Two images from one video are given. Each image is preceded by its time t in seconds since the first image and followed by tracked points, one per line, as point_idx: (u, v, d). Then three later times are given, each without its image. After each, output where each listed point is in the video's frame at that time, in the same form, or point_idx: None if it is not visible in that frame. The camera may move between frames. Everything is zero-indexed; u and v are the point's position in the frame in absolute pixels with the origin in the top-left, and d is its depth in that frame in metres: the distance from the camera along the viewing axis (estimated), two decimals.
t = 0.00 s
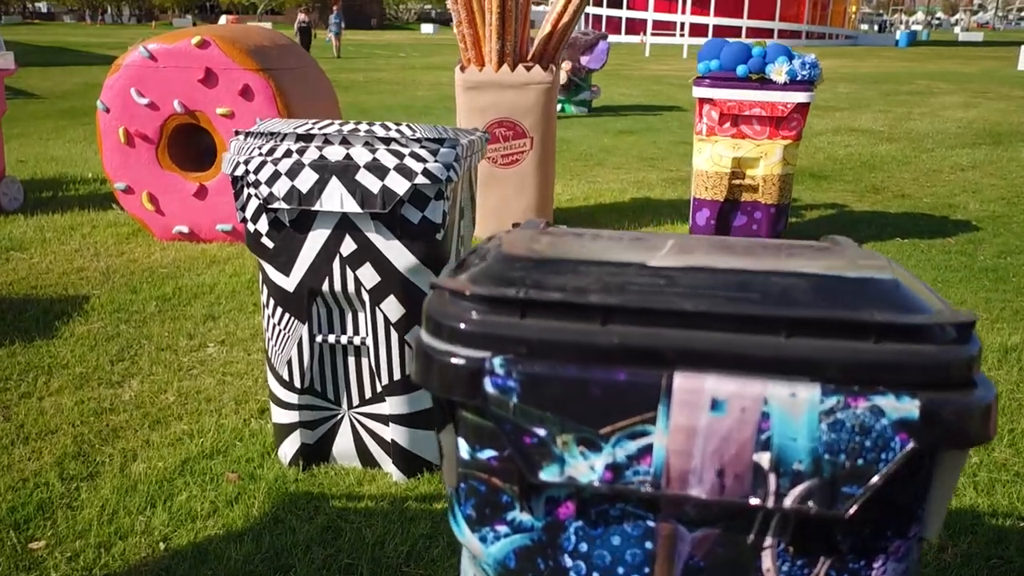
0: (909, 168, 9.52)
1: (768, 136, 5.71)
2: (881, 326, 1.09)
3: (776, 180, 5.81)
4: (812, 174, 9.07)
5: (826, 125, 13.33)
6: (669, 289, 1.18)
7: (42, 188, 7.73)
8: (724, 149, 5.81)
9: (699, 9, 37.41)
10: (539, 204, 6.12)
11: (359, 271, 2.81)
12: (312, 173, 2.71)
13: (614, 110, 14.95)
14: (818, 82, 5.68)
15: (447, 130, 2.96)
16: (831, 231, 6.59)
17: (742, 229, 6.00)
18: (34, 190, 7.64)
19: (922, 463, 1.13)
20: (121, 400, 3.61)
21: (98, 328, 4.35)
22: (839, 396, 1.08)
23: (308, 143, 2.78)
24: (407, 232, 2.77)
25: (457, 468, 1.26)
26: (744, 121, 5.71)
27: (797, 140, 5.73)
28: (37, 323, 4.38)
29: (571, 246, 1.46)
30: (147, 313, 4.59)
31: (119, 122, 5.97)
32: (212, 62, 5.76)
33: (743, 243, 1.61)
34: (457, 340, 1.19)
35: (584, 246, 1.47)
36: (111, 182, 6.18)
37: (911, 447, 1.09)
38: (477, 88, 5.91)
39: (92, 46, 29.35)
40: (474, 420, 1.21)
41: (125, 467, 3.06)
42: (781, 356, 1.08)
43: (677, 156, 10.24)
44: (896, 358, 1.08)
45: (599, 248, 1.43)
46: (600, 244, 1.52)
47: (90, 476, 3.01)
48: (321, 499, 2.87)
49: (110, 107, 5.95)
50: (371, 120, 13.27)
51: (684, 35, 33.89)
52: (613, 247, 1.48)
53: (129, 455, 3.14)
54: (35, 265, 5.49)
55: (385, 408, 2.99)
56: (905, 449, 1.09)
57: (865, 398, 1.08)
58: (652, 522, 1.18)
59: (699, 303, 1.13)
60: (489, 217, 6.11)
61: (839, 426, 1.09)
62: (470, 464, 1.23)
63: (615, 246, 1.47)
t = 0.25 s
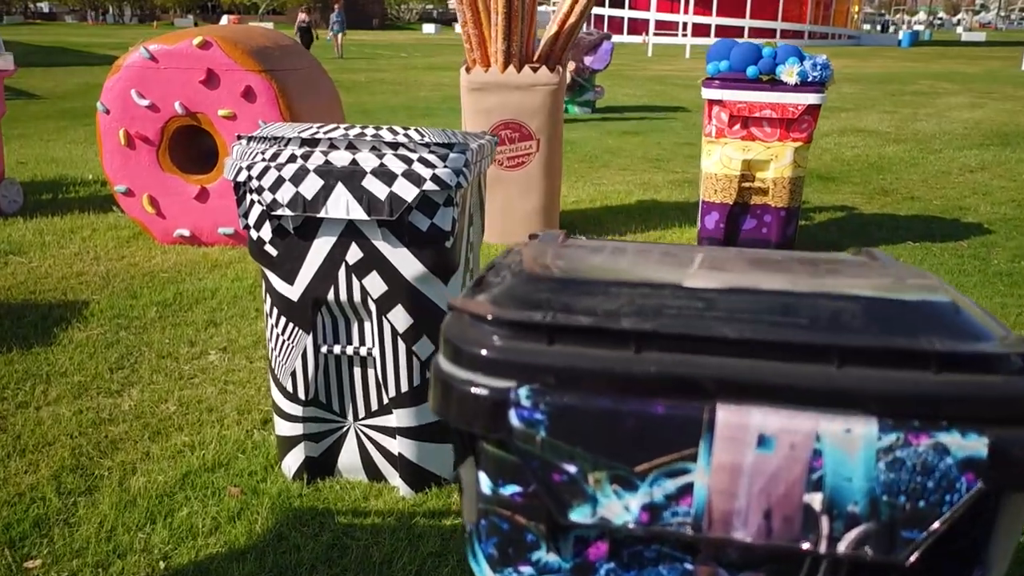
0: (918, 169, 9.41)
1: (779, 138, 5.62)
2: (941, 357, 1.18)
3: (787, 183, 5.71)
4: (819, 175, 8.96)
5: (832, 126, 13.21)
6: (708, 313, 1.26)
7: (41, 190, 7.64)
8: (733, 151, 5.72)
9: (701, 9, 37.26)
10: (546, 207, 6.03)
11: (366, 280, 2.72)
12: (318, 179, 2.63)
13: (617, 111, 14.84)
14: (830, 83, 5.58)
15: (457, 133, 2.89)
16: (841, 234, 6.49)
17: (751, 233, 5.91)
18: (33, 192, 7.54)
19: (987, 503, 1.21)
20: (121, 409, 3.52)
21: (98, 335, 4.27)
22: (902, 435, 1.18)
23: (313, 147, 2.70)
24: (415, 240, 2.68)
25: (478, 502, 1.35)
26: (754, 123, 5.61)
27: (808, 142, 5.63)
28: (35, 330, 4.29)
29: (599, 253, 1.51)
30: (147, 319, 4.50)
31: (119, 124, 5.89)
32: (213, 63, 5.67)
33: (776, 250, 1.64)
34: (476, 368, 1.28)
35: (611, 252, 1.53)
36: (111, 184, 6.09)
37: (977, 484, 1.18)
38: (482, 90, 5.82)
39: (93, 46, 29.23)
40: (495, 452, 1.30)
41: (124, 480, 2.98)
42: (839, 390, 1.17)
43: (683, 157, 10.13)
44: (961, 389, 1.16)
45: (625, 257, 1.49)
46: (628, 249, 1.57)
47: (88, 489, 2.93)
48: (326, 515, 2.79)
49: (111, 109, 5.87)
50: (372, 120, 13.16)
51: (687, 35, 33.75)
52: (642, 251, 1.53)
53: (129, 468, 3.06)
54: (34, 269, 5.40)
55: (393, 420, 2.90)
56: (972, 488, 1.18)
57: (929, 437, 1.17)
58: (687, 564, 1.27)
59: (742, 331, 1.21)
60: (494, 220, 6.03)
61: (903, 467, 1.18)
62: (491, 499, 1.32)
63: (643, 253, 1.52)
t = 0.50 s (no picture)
0: (930, 172, 9.29)
1: (794, 142, 5.51)
2: None
3: (802, 187, 5.62)
4: (830, 178, 8.85)
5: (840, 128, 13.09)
6: (781, 351, 1.33)
7: (43, 192, 7.54)
8: (748, 154, 5.61)
9: (705, 9, 37.08)
10: (556, 212, 5.91)
11: (380, 292, 2.61)
12: (331, 187, 2.53)
13: (623, 112, 14.72)
14: (847, 85, 5.48)
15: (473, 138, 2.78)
16: (856, 239, 6.38)
17: (766, 238, 5.79)
18: (35, 195, 7.44)
19: None
20: (125, 422, 3.42)
21: (101, 344, 4.17)
22: (1000, 493, 1.25)
23: (325, 154, 2.60)
24: (432, 251, 2.58)
25: (519, 555, 1.42)
26: (770, 126, 5.51)
27: (825, 146, 5.52)
28: (36, 339, 4.18)
29: (644, 284, 1.59)
30: (151, 328, 4.40)
31: (123, 127, 5.79)
32: (217, 65, 5.58)
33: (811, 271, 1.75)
34: (520, 412, 1.36)
35: (655, 283, 1.61)
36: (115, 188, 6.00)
37: None
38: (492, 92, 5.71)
39: (95, 46, 29.12)
40: (538, 500, 1.37)
41: (129, 499, 2.88)
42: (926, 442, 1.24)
43: (692, 159, 10.02)
44: None
45: (674, 289, 1.57)
46: (672, 278, 1.65)
47: (92, 508, 2.83)
48: (339, 537, 2.69)
49: (114, 111, 5.77)
50: (377, 121, 13.04)
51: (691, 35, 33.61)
52: (688, 282, 1.62)
53: (133, 485, 2.96)
54: (36, 274, 5.30)
55: (407, 436, 2.79)
56: None
57: None
58: None
59: (821, 374, 1.29)
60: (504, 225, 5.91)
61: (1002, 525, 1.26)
62: (534, 552, 1.39)
63: (690, 284, 1.60)
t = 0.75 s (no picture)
0: (951, 176, 9.13)
1: (820, 147, 5.37)
2: None
3: (828, 193, 5.48)
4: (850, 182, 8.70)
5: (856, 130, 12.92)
6: (901, 416, 1.28)
7: (52, 196, 7.44)
8: (772, 160, 5.47)
9: (715, 9, 36.89)
10: (575, 218, 5.78)
11: (405, 311, 2.50)
12: (354, 202, 2.42)
13: (636, 114, 14.58)
14: (875, 89, 5.33)
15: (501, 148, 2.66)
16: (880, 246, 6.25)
17: (789, 245, 5.64)
18: (44, 199, 7.35)
19: None
20: (138, 440, 3.31)
21: (112, 356, 4.06)
22: None
23: (348, 167, 2.48)
24: (460, 268, 2.45)
25: None
26: (795, 130, 5.37)
27: (852, 151, 5.38)
28: (46, 350, 4.08)
29: (721, 329, 1.57)
30: (163, 338, 4.28)
31: (133, 132, 5.68)
32: (230, 68, 5.47)
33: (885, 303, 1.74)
34: (594, 484, 1.33)
35: (733, 326, 1.58)
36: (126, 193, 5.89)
37: None
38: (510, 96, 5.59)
39: (104, 46, 29.09)
40: None
41: (142, 524, 2.76)
42: None
43: (707, 162, 9.88)
44: None
45: (753, 335, 1.55)
46: (749, 317, 1.63)
47: (104, 534, 2.72)
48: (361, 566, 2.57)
49: (124, 115, 5.66)
50: (387, 122, 12.93)
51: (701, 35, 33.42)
52: (767, 324, 1.59)
53: (147, 509, 2.85)
54: (46, 281, 5.20)
55: (431, 460, 2.67)
56: None
57: None
58: None
59: (951, 446, 1.23)
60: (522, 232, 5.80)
61: None
62: None
63: (770, 328, 1.58)
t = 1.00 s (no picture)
0: (986, 179, 8.92)
1: (858, 151, 5.22)
2: None
3: (865, 198, 5.32)
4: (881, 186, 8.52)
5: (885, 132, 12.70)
6: None
7: (76, 197, 7.41)
8: (807, 164, 5.33)
9: (737, 10, 36.62)
10: (604, 223, 5.67)
11: (440, 323, 2.39)
12: (389, 210, 2.32)
13: (660, 115, 14.43)
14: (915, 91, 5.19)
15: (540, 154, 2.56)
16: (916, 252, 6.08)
17: (825, 251, 5.49)
18: (67, 200, 7.32)
19: None
20: (162, 451, 3.22)
21: (135, 362, 3.98)
22: None
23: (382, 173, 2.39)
24: (498, 278, 2.34)
25: None
26: (831, 133, 5.22)
27: (890, 155, 5.21)
28: (68, 356, 4.01)
29: (825, 366, 1.42)
30: (187, 344, 4.20)
31: (156, 133, 5.62)
32: (254, 68, 5.38)
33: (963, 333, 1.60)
34: (695, 552, 1.18)
35: (836, 361, 1.44)
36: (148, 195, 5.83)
37: None
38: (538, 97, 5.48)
39: (127, 47, 29.26)
40: None
41: (166, 540, 2.67)
42: None
43: (734, 165, 9.72)
44: None
45: (863, 372, 1.40)
46: (849, 351, 1.49)
47: (126, 551, 2.63)
48: None
49: (148, 116, 5.60)
50: (409, 123, 12.85)
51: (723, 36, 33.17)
52: (872, 360, 1.45)
53: (170, 525, 2.75)
54: (68, 284, 5.14)
55: (466, 478, 2.56)
56: None
57: None
58: None
59: None
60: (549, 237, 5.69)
61: None
62: None
63: (876, 364, 1.44)
